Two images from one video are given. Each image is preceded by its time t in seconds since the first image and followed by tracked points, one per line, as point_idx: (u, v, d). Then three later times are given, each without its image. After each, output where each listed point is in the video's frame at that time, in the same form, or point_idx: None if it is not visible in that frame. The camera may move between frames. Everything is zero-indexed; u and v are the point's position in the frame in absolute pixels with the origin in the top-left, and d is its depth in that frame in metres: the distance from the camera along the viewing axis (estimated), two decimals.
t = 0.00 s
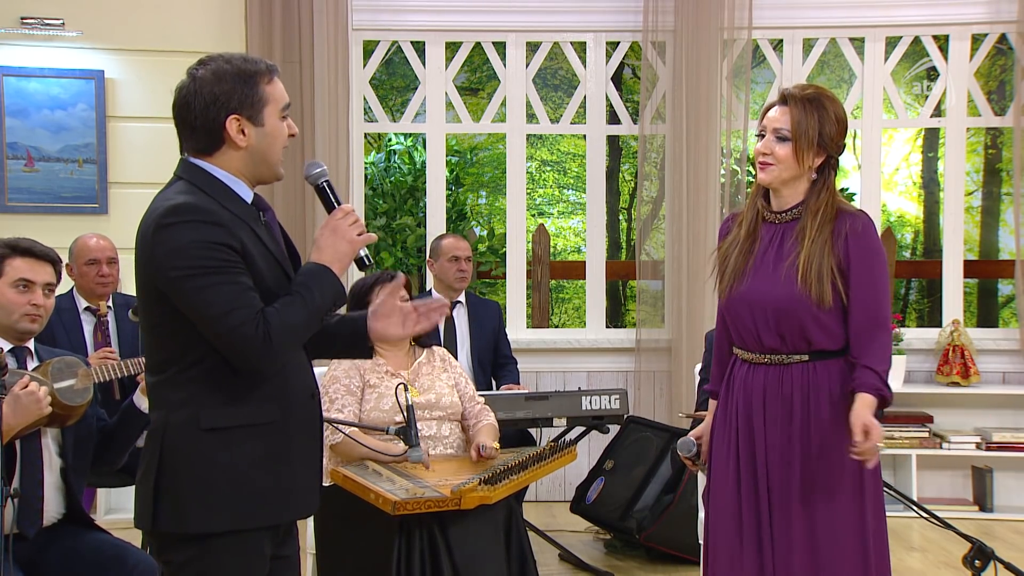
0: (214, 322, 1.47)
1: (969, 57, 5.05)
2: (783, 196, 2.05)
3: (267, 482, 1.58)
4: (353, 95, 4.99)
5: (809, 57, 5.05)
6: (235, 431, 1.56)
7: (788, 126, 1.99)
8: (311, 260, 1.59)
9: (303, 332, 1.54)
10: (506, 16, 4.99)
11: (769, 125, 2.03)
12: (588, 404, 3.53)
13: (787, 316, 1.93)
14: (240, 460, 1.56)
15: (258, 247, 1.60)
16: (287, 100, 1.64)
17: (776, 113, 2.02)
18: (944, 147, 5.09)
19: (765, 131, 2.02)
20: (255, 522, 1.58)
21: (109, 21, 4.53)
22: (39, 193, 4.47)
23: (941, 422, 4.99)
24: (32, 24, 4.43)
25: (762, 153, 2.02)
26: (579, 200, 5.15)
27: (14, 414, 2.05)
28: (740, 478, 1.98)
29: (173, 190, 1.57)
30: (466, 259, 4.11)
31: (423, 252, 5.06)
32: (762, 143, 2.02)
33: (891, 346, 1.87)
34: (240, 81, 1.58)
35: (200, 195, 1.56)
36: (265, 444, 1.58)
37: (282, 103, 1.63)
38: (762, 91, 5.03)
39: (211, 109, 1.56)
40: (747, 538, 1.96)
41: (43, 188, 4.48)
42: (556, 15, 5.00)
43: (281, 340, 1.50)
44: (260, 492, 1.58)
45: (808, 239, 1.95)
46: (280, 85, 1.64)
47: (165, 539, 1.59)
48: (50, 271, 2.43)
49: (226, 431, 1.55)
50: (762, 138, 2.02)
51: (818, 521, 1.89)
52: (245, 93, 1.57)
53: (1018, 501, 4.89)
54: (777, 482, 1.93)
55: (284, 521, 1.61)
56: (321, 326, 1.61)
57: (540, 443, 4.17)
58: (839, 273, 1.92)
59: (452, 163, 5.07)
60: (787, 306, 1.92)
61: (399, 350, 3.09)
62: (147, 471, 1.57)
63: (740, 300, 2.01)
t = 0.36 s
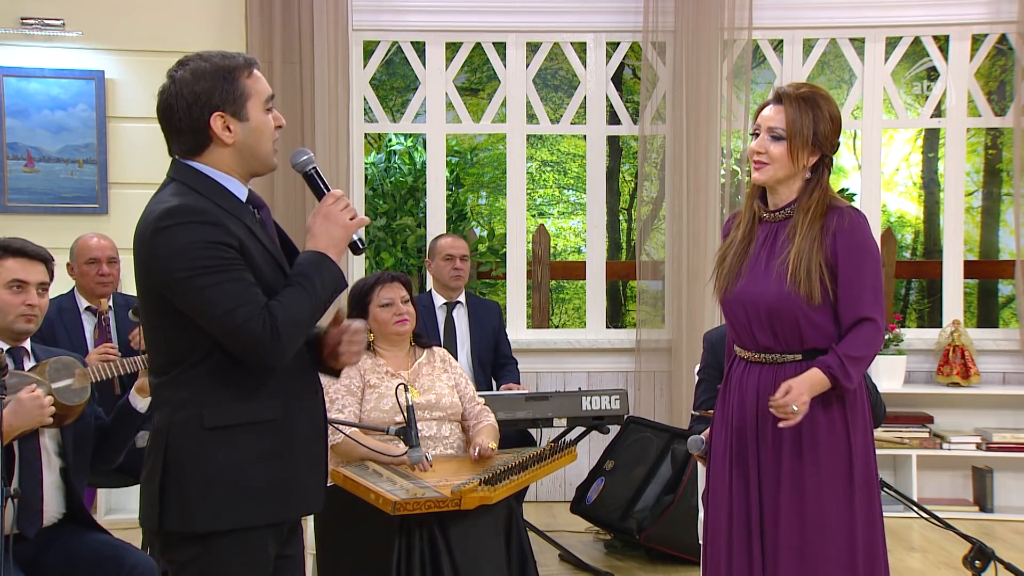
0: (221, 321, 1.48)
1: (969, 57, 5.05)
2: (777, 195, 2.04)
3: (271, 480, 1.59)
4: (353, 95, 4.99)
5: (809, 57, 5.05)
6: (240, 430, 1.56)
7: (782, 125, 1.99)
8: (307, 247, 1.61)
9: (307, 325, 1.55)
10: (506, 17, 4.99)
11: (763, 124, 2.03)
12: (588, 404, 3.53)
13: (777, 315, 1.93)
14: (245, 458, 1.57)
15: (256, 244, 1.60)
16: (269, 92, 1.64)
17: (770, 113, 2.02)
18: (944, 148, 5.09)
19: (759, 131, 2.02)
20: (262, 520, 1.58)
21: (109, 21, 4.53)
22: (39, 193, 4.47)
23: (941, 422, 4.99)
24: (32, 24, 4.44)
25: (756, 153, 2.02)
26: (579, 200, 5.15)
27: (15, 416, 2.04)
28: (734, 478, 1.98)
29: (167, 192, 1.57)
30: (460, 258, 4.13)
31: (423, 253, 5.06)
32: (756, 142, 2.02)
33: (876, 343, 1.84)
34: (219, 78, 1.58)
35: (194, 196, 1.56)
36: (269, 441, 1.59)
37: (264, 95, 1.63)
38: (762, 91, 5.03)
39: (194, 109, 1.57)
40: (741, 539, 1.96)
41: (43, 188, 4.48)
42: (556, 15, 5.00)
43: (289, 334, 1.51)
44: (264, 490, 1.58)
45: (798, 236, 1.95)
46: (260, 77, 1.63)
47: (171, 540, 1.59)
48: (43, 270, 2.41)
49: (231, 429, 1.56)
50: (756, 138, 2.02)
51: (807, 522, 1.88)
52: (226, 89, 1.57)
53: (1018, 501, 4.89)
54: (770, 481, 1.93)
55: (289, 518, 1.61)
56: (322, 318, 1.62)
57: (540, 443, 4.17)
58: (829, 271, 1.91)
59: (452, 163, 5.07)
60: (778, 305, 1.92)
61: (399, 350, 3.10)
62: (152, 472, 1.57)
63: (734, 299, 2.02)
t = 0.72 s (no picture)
0: (224, 320, 1.48)
1: (969, 57, 5.05)
2: (777, 195, 2.05)
3: (273, 479, 1.59)
4: (353, 95, 4.99)
5: (809, 57, 5.05)
6: (241, 429, 1.56)
7: (783, 125, 1.99)
8: (306, 245, 1.60)
9: (311, 321, 1.56)
10: (506, 17, 4.99)
11: (763, 123, 2.03)
12: (588, 404, 3.53)
13: (783, 314, 1.93)
14: (246, 458, 1.57)
15: (257, 243, 1.61)
16: (267, 92, 1.64)
17: (771, 112, 2.02)
18: (944, 148, 5.09)
19: (760, 129, 2.02)
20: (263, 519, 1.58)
21: (109, 21, 4.53)
22: (39, 193, 4.47)
23: (941, 422, 4.99)
24: (32, 25, 4.43)
25: (756, 152, 2.02)
26: (579, 200, 5.15)
27: (15, 415, 2.04)
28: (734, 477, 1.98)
29: (167, 193, 1.57)
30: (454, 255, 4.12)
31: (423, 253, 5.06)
32: (756, 141, 2.02)
33: (884, 339, 1.85)
34: (218, 78, 1.58)
35: (193, 196, 1.55)
36: (271, 440, 1.59)
37: (263, 96, 1.63)
38: (762, 91, 5.03)
39: (194, 110, 1.56)
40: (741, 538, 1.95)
41: (42, 188, 4.48)
42: (556, 15, 5.00)
43: (294, 331, 1.52)
44: (267, 489, 1.58)
45: (801, 236, 1.95)
46: (258, 77, 1.64)
47: (172, 540, 1.59)
48: (37, 270, 2.40)
49: (232, 429, 1.56)
50: (757, 137, 2.02)
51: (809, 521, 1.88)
52: (226, 90, 1.57)
53: (1018, 501, 4.89)
54: (772, 480, 1.93)
55: (290, 517, 1.61)
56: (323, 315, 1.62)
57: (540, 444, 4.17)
58: (834, 270, 1.91)
59: (452, 164, 5.07)
60: (782, 304, 1.92)
61: (399, 350, 3.10)
62: (153, 473, 1.57)
63: (737, 300, 2.02)
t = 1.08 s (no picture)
0: (227, 323, 1.48)
1: (969, 57, 5.05)
2: (785, 199, 2.05)
3: (272, 482, 1.59)
4: (353, 95, 4.98)
5: (809, 57, 5.05)
6: (239, 431, 1.56)
7: (788, 127, 2.00)
8: (308, 251, 1.60)
9: (313, 326, 1.56)
10: (506, 17, 4.99)
11: (767, 126, 2.03)
12: (588, 404, 3.53)
13: (805, 318, 1.94)
14: (244, 460, 1.56)
15: (259, 246, 1.60)
16: (278, 95, 1.64)
17: (773, 115, 2.03)
18: (944, 148, 5.09)
19: (764, 133, 2.02)
20: (262, 522, 1.58)
21: (109, 21, 4.54)
22: (39, 193, 4.47)
23: (941, 422, 4.99)
24: (32, 25, 4.43)
25: (763, 155, 2.01)
26: (579, 200, 5.15)
27: (14, 415, 2.04)
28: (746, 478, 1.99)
29: (171, 192, 1.57)
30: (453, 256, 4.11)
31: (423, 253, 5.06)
32: (762, 145, 2.01)
33: (905, 338, 1.92)
34: (233, 79, 1.58)
35: (199, 197, 1.55)
36: (270, 444, 1.59)
37: (274, 99, 1.63)
38: (762, 91, 5.03)
39: (208, 111, 1.56)
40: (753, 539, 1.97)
41: (42, 188, 4.48)
42: (557, 15, 5.00)
43: (295, 336, 1.52)
44: (266, 491, 1.59)
45: (818, 239, 1.97)
46: (270, 81, 1.64)
47: (168, 541, 1.59)
48: (33, 270, 2.40)
49: (231, 431, 1.56)
50: (762, 140, 2.02)
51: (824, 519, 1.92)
52: (240, 92, 1.58)
53: (1019, 501, 4.89)
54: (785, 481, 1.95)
55: (287, 520, 1.61)
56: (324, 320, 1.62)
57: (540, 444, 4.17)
58: (851, 273, 1.96)
59: (452, 164, 5.08)
60: (803, 308, 1.94)
61: (399, 350, 3.10)
62: (151, 473, 1.57)
63: (750, 304, 2.01)
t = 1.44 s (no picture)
0: (223, 323, 1.48)
1: (969, 57, 5.05)
2: (791, 198, 2.06)
3: (270, 482, 1.59)
4: (354, 95, 4.98)
5: (809, 58, 5.05)
6: (237, 432, 1.56)
7: (793, 125, 2.01)
8: (308, 251, 1.60)
9: (309, 326, 1.56)
10: (506, 17, 4.99)
11: (770, 125, 2.03)
12: (588, 404, 3.53)
13: (825, 316, 1.95)
14: (242, 460, 1.56)
15: (256, 245, 1.60)
16: (275, 96, 1.64)
17: (775, 114, 2.03)
18: (944, 148, 5.09)
19: (768, 133, 2.02)
20: (260, 521, 1.58)
21: (109, 21, 4.53)
22: (38, 194, 4.47)
23: (941, 422, 4.99)
24: (32, 25, 4.43)
25: (770, 155, 2.02)
26: (579, 200, 5.15)
27: (14, 416, 2.03)
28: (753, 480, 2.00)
29: (168, 192, 1.57)
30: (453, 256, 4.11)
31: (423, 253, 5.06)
32: (768, 145, 2.02)
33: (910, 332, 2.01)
34: (229, 79, 1.58)
35: (195, 197, 1.55)
36: (267, 444, 1.59)
37: (271, 100, 1.63)
38: (762, 91, 5.03)
39: (201, 108, 1.56)
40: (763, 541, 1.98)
41: (42, 188, 4.47)
42: (557, 15, 5.00)
43: (291, 337, 1.51)
44: (265, 492, 1.58)
45: (830, 238, 2.00)
46: (267, 81, 1.64)
47: (167, 541, 1.59)
48: (30, 270, 2.40)
49: (228, 431, 1.56)
50: (767, 140, 2.02)
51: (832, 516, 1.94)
52: (235, 91, 1.57)
53: (1019, 501, 4.89)
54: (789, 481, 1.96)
55: (286, 520, 1.61)
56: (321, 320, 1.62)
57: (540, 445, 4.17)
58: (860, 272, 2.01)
59: (452, 164, 5.08)
60: (821, 305, 1.95)
61: (399, 349, 3.10)
62: (148, 473, 1.56)
63: (762, 302, 1.99)
